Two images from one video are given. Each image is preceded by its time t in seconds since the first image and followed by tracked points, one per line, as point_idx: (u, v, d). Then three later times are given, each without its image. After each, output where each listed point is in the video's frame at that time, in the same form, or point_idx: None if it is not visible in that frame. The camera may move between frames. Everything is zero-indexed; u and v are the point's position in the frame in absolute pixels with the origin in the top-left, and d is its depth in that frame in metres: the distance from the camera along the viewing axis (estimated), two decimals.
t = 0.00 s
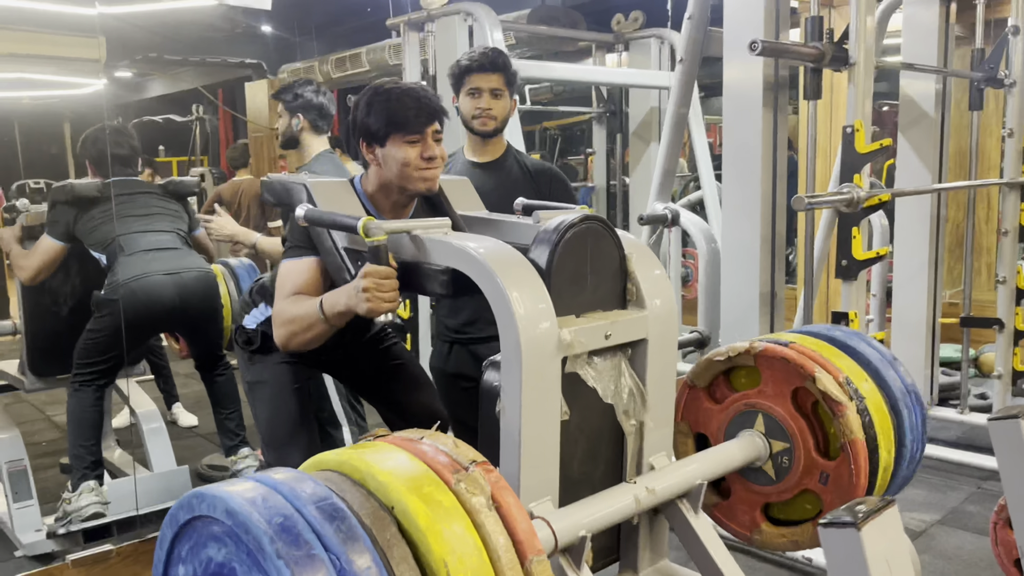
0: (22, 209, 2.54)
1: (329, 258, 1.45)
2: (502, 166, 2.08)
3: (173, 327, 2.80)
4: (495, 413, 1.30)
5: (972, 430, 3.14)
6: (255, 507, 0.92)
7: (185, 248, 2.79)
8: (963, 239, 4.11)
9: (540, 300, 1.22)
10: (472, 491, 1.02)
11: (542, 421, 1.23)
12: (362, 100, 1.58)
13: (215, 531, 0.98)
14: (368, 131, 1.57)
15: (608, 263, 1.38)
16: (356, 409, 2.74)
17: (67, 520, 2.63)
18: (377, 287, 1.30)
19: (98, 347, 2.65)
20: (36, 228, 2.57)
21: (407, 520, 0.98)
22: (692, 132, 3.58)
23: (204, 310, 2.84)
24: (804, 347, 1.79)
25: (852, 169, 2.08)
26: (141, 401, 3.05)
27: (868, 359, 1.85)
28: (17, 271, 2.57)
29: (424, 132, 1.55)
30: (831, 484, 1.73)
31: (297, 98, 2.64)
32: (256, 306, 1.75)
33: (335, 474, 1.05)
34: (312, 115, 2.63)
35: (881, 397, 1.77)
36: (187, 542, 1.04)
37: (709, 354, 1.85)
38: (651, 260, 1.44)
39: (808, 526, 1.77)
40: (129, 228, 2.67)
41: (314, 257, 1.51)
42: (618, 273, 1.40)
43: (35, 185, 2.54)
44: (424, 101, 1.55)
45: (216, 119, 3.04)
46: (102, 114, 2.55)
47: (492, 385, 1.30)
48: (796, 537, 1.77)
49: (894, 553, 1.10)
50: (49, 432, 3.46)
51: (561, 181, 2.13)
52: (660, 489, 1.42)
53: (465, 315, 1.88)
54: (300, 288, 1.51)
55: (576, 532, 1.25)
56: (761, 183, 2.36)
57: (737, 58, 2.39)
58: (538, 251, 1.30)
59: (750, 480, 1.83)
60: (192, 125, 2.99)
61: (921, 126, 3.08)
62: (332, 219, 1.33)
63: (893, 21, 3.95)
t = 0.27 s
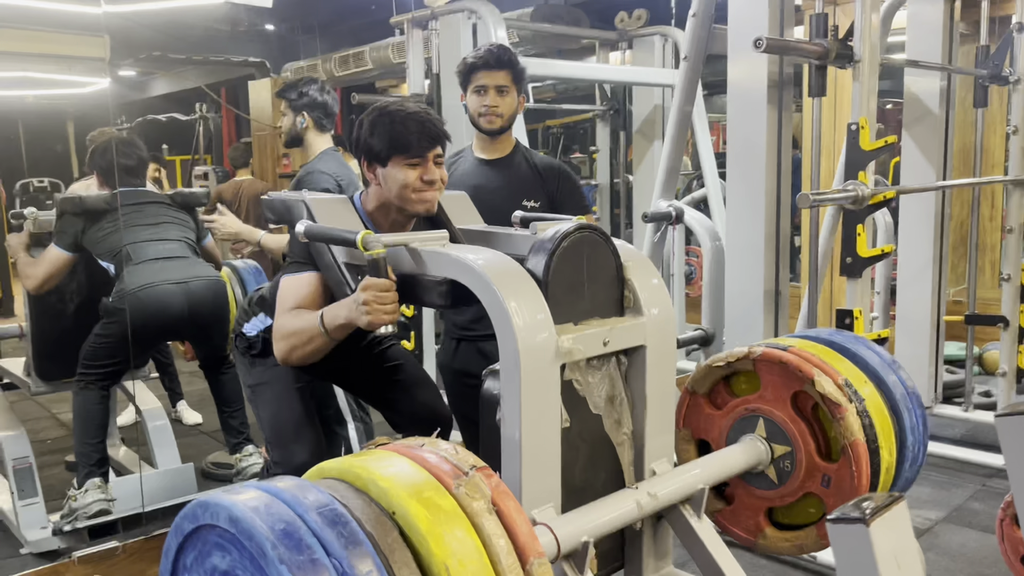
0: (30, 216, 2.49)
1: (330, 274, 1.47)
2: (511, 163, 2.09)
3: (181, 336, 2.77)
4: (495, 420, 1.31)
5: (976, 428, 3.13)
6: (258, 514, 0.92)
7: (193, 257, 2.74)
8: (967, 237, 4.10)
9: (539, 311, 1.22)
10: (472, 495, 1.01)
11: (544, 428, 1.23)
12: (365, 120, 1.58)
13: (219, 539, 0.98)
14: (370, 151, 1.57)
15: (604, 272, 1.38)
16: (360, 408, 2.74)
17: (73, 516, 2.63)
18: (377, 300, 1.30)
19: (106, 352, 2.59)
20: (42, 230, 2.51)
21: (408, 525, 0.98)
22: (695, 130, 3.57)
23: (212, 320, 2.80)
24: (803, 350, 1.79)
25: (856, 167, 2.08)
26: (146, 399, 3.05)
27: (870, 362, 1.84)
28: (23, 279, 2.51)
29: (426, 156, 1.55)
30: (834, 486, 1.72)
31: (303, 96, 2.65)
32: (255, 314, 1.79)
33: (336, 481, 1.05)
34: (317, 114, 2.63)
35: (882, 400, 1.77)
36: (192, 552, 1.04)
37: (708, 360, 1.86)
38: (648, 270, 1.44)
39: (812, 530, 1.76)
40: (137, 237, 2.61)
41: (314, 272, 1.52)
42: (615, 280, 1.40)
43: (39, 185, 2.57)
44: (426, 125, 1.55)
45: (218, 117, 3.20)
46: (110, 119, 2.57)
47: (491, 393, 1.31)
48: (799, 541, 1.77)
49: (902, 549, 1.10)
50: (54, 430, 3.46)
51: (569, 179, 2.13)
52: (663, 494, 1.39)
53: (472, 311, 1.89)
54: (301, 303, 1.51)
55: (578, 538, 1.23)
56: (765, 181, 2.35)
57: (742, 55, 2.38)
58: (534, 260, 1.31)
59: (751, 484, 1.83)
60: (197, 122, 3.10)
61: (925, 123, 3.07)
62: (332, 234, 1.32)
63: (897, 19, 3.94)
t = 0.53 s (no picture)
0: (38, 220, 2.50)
1: (331, 284, 1.47)
2: (519, 161, 2.09)
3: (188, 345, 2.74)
4: (498, 426, 1.32)
5: (981, 427, 3.12)
6: (262, 518, 0.93)
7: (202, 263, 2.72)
8: (971, 236, 4.10)
9: (539, 319, 1.21)
10: (474, 498, 1.01)
11: (547, 432, 1.22)
12: (364, 134, 1.58)
13: (225, 544, 0.99)
14: (370, 164, 1.57)
15: (604, 278, 1.37)
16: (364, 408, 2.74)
17: (79, 514, 2.63)
18: (377, 309, 1.30)
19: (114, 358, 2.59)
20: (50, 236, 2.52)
21: (411, 528, 0.98)
22: (699, 128, 3.57)
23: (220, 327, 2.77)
24: (805, 353, 1.79)
25: (861, 165, 2.07)
26: (150, 398, 3.06)
27: (872, 365, 1.84)
28: (30, 285, 2.52)
29: (426, 169, 1.55)
30: (837, 488, 1.71)
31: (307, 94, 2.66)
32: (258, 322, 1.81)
33: (340, 486, 1.06)
34: (322, 112, 2.65)
35: (884, 402, 1.77)
36: (199, 558, 1.05)
37: (710, 365, 1.85)
38: (649, 276, 1.44)
39: (816, 533, 1.76)
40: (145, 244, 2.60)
41: (317, 284, 1.52)
42: (615, 285, 1.39)
43: (42, 184, 2.55)
44: (425, 137, 1.55)
45: (222, 117, 3.32)
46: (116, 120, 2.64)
47: (494, 400, 1.32)
48: (804, 543, 1.76)
49: (911, 547, 1.10)
50: (59, 428, 3.47)
51: (576, 176, 2.13)
52: (665, 498, 1.38)
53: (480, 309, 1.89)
54: (304, 314, 1.52)
55: (583, 542, 1.22)
56: (770, 179, 2.35)
57: (747, 53, 2.38)
58: (534, 267, 1.30)
59: (755, 488, 1.82)
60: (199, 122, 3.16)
61: (930, 121, 3.07)
62: (331, 244, 1.32)
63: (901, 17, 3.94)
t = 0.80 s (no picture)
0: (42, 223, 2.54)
1: (334, 288, 1.49)
2: (523, 161, 2.09)
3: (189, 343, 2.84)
4: (500, 428, 1.32)
5: (984, 426, 3.12)
6: (265, 519, 0.93)
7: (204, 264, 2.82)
8: (974, 235, 4.09)
9: (540, 321, 1.22)
10: (477, 500, 1.01)
11: (548, 433, 1.22)
12: (367, 140, 1.59)
13: (228, 546, 0.99)
14: (372, 170, 1.57)
15: (604, 279, 1.38)
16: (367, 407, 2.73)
17: (81, 513, 2.64)
18: (379, 312, 1.31)
19: (117, 357, 2.66)
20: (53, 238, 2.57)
21: (413, 529, 0.98)
22: (701, 127, 3.57)
23: (220, 325, 2.86)
24: (806, 354, 1.79)
25: (864, 164, 2.07)
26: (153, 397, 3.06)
27: (874, 364, 1.84)
28: (33, 287, 2.58)
29: (428, 175, 1.56)
30: (839, 489, 1.71)
31: (309, 94, 2.66)
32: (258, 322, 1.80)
33: (342, 488, 1.06)
34: (323, 112, 2.65)
35: (886, 402, 1.76)
36: (201, 560, 1.05)
37: (711, 366, 1.85)
38: (650, 278, 1.44)
39: (819, 534, 1.76)
40: (149, 245, 2.69)
41: (319, 288, 1.54)
42: (616, 286, 1.40)
43: (44, 184, 2.50)
44: (428, 144, 1.55)
45: (224, 116, 3.34)
46: (117, 118, 2.56)
47: (496, 401, 1.33)
48: (808, 544, 1.76)
49: (916, 546, 1.10)
50: (62, 428, 3.47)
51: (582, 175, 2.14)
52: (668, 498, 1.38)
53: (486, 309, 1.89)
54: (306, 317, 1.53)
55: (584, 543, 1.22)
56: (773, 178, 2.35)
57: (749, 52, 2.38)
58: (536, 268, 1.31)
59: (756, 488, 1.82)
60: (201, 121, 3.20)
61: (933, 120, 3.06)
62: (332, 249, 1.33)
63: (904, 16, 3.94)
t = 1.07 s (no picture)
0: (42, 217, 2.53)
1: (337, 272, 1.48)
2: (526, 163, 2.09)
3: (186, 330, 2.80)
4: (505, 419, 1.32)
5: (985, 428, 3.11)
6: (270, 510, 0.92)
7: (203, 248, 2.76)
8: (975, 236, 4.09)
9: (547, 310, 1.21)
10: (484, 493, 1.01)
11: (553, 424, 1.22)
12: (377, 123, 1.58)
13: (231, 536, 0.98)
14: (382, 155, 1.57)
15: (613, 269, 1.38)
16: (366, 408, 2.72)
17: (82, 514, 2.65)
18: (385, 299, 1.32)
19: (114, 349, 2.66)
20: (49, 234, 2.55)
21: (419, 522, 0.98)
22: (702, 128, 3.57)
23: (220, 309, 2.81)
24: (813, 349, 1.79)
25: (865, 165, 2.07)
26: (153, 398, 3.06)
27: (880, 359, 1.84)
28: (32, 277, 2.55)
29: (437, 163, 1.55)
30: (843, 485, 1.72)
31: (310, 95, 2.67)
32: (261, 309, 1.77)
33: (347, 478, 1.05)
34: (324, 114, 2.66)
35: (892, 397, 1.76)
36: (204, 549, 1.04)
37: (717, 359, 1.84)
38: (657, 267, 1.44)
39: (821, 529, 1.76)
40: (146, 233, 2.65)
41: (323, 271, 1.53)
42: (624, 277, 1.40)
43: (46, 185, 2.53)
44: (440, 132, 1.55)
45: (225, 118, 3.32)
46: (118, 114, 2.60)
47: (502, 392, 1.32)
48: (810, 539, 1.76)
49: (916, 548, 1.10)
50: (62, 429, 3.47)
51: (584, 178, 2.14)
52: (672, 492, 1.38)
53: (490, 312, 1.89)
54: (309, 301, 1.52)
55: (588, 536, 1.22)
56: (774, 180, 2.35)
57: (750, 54, 2.38)
58: (544, 258, 1.30)
59: (760, 482, 1.81)
60: (202, 122, 3.21)
61: (933, 122, 3.06)
62: (341, 236, 1.33)
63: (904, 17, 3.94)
